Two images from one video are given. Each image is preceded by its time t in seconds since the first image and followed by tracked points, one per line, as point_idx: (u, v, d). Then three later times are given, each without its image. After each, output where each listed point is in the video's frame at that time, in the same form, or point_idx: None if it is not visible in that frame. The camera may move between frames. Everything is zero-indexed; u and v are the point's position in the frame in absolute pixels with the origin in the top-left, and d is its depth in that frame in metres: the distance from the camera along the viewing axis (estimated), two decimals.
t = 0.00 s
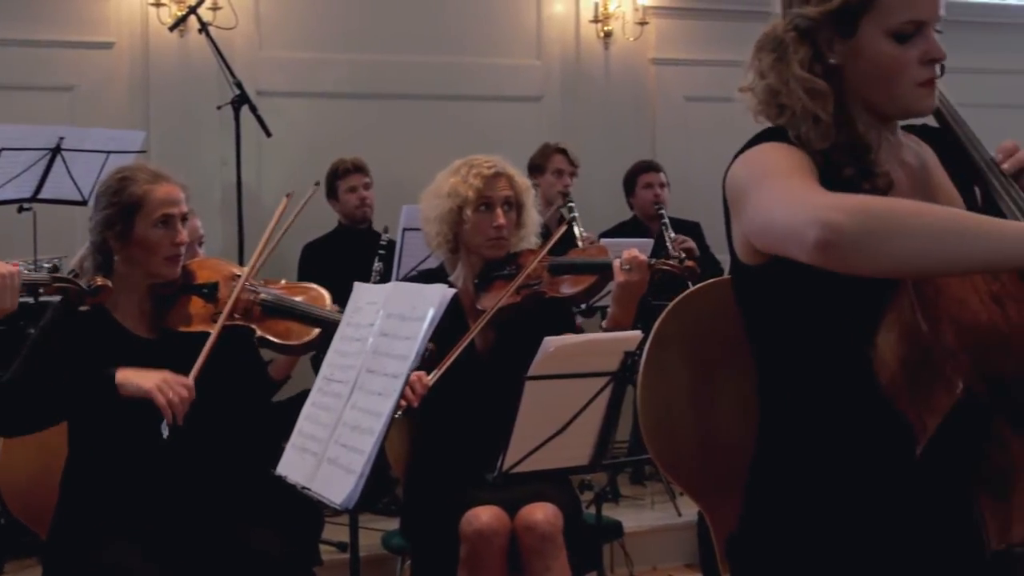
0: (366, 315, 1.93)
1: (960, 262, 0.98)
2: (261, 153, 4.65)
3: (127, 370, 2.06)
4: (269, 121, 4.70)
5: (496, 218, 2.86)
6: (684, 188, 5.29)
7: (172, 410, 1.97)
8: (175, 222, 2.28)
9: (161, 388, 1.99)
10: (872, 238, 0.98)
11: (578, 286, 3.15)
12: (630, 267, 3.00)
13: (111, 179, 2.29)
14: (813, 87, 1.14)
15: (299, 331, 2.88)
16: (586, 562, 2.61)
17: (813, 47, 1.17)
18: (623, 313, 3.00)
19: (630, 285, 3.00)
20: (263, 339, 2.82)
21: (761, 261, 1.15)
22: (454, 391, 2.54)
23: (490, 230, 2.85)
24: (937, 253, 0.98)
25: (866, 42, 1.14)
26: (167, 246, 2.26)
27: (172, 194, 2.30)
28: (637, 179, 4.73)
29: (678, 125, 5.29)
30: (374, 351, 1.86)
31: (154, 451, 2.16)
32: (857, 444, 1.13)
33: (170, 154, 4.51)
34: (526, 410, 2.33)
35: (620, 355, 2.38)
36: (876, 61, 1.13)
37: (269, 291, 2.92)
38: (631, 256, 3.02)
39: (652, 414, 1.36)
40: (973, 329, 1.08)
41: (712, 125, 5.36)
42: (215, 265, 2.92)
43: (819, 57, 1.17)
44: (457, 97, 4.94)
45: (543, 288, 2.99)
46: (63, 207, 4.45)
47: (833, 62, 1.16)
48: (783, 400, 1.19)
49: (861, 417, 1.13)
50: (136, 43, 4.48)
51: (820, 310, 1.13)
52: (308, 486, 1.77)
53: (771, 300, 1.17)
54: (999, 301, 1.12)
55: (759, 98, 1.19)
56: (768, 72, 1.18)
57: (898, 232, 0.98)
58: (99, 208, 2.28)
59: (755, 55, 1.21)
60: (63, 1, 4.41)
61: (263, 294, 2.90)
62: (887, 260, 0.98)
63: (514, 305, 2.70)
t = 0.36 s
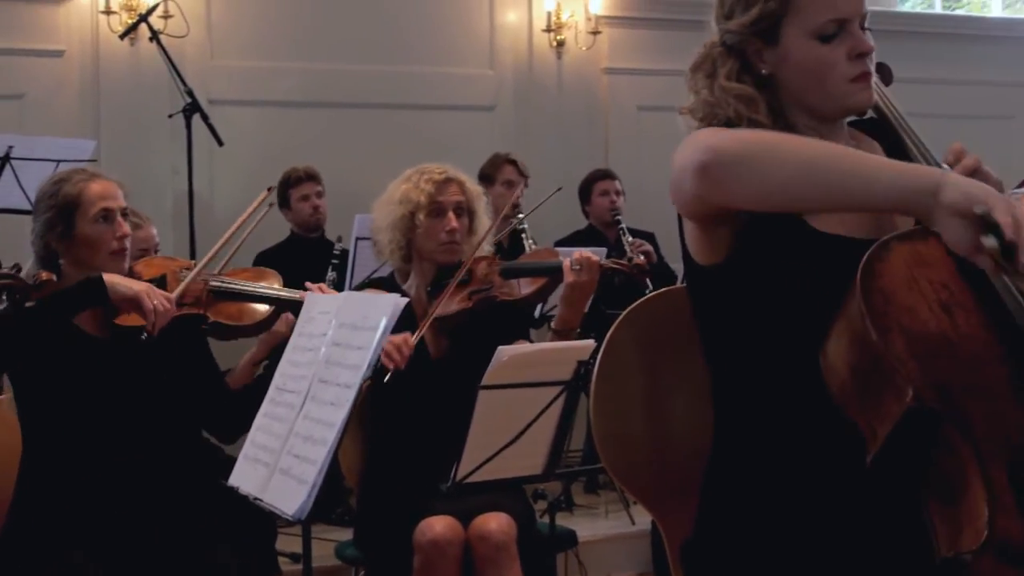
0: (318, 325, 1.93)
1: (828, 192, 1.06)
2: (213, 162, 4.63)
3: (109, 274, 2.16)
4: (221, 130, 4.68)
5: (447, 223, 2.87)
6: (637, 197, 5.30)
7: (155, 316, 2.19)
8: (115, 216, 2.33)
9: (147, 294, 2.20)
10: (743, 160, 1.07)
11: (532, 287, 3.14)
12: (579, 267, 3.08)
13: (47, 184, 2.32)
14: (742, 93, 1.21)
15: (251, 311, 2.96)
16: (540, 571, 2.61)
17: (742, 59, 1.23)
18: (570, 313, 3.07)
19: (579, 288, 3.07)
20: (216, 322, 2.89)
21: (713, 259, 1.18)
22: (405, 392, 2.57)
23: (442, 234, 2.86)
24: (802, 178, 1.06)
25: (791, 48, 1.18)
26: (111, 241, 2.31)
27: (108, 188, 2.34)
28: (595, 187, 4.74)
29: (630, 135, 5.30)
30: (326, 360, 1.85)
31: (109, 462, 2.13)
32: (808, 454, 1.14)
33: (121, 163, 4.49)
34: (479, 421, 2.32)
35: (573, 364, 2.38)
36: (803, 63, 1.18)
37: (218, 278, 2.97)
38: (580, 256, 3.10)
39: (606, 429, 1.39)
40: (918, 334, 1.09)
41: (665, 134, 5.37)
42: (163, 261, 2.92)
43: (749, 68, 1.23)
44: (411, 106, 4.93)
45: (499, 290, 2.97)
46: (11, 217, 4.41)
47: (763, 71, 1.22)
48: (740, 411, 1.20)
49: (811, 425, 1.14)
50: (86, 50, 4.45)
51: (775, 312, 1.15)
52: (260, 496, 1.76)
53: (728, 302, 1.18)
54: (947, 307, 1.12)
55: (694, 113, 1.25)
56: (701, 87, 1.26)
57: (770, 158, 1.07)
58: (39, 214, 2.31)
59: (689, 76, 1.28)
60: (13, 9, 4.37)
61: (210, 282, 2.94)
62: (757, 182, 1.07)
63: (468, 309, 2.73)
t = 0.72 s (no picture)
0: (278, 334, 1.93)
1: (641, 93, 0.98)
2: (172, 170, 4.62)
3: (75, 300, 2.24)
4: (180, 138, 4.66)
5: (402, 236, 2.86)
6: (599, 206, 5.31)
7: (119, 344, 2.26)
8: (80, 236, 2.28)
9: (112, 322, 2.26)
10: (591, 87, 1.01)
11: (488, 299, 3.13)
12: (530, 282, 3.04)
13: (14, 196, 2.28)
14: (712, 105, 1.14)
15: (213, 335, 2.96)
16: None
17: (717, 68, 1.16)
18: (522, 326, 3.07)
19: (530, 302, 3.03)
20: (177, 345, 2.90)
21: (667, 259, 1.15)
22: (363, 397, 2.57)
23: (397, 248, 2.86)
24: (623, 82, 0.99)
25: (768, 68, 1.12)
26: (73, 261, 2.26)
27: (75, 207, 2.29)
28: (557, 197, 4.74)
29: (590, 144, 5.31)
30: (285, 368, 1.85)
31: (69, 472, 2.11)
32: (760, 466, 1.12)
33: (80, 171, 4.46)
34: (441, 430, 2.32)
35: (534, 373, 2.39)
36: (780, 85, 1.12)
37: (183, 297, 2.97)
38: (531, 271, 3.05)
39: (569, 445, 1.47)
40: (866, 346, 1.13)
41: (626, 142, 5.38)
42: (124, 276, 2.93)
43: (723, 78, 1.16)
44: (372, 115, 4.93)
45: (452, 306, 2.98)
46: None
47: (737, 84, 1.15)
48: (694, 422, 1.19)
49: (767, 436, 1.12)
50: (44, 57, 4.41)
51: (725, 320, 1.12)
52: (219, 506, 1.75)
53: (682, 306, 1.16)
54: (898, 317, 1.16)
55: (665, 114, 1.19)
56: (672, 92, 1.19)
57: (605, 75, 1.00)
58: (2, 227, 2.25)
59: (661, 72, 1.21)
60: None
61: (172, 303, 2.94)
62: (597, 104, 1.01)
63: (423, 325, 2.70)
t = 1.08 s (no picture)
0: (238, 339, 1.92)
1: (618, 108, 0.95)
2: (132, 175, 4.59)
3: (34, 313, 2.16)
4: (139, 143, 4.64)
5: (358, 248, 2.85)
6: (560, 212, 5.31)
7: (76, 359, 2.15)
8: (37, 244, 2.23)
9: (69, 336, 2.16)
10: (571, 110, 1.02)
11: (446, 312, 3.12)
12: (486, 299, 3.02)
13: None
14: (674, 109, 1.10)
15: (171, 344, 2.95)
16: None
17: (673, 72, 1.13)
18: (478, 342, 3.06)
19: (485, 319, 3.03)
20: (133, 355, 2.90)
21: (629, 265, 1.14)
22: (322, 404, 2.55)
23: (353, 261, 2.85)
24: (593, 109, 0.97)
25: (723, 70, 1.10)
26: (30, 269, 2.23)
27: (34, 215, 2.24)
28: (520, 202, 4.74)
29: (551, 150, 5.30)
30: (246, 375, 1.84)
31: (26, 480, 2.08)
32: (725, 475, 1.11)
33: (37, 176, 4.42)
34: (402, 436, 2.31)
35: (495, 379, 2.38)
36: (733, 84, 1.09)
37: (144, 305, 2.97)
38: (487, 288, 3.03)
39: (529, 455, 1.47)
40: (830, 350, 1.13)
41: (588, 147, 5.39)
42: (83, 283, 2.91)
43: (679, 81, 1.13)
44: (331, 120, 4.91)
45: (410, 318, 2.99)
46: None
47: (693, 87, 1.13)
48: (655, 433, 1.18)
49: (730, 445, 1.12)
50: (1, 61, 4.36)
51: (686, 328, 1.11)
52: (179, 513, 1.74)
53: (640, 315, 1.14)
54: (860, 320, 1.17)
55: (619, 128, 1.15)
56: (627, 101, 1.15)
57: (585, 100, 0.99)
58: None
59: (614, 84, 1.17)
60: None
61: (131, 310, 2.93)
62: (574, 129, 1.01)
63: (378, 338, 2.69)
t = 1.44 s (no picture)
0: (199, 353, 1.90)
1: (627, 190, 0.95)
2: (92, 189, 4.56)
3: None
4: (101, 156, 4.61)
5: (321, 251, 2.86)
6: (522, 225, 5.32)
7: (28, 372, 2.28)
8: None
9: (21, 350, 2.29)
10: (562, 171, 1.00)
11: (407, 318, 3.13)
12: (447, 299, 3.04)
13: None
14: (632, 127, 1.12)
15: (132, 353, 2.92)
16: None
17: (629, 88, 1.15)
18: (440, 347, 3.06)
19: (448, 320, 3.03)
20: (94, 363, 2.86)
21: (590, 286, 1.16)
22: (283, 417, 2.54)
23: (315, 264, 2.86)
24: (604, 182, 0.96)
25: (680, 82, 1.11)
26: None
27: None
28: (483, 214, 4.75)
29: (513, 163, 5.30)
30: (207, 389, 1.83)
31: None
32: (687, 485, 1.14)
33: None
34: (366, 449, 2.31)
35: (459, 393, 2.38)
36: (690, 98, 1.11)
37: (101, 317, 2.94)
38: (448, 289, 3.05)
39: (490, 468, 1.47)
40: (791, 363, 1.12)
41: (551, 160, 5.38)
42: (43, 295, 2.92)
43: (635, 97, 1.15)
44: (293, 133, 4.90)
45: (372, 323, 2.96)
46: None
47: (648, 101, 1.14)
48: (619, 443, 1.20)
49: (691, 455, 1.14)
50: None
51: (650, 338, 1.14)
52: (139, 529, 1.73)
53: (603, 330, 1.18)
54: (818, 333, 1.16)
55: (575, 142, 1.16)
56: (585, 115, 1.16)
57: (585, 164, 0.98)
58: None
59: (572, 99, 1.19)
60: None
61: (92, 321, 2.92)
62: (573, 193, 0.99)
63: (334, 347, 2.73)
